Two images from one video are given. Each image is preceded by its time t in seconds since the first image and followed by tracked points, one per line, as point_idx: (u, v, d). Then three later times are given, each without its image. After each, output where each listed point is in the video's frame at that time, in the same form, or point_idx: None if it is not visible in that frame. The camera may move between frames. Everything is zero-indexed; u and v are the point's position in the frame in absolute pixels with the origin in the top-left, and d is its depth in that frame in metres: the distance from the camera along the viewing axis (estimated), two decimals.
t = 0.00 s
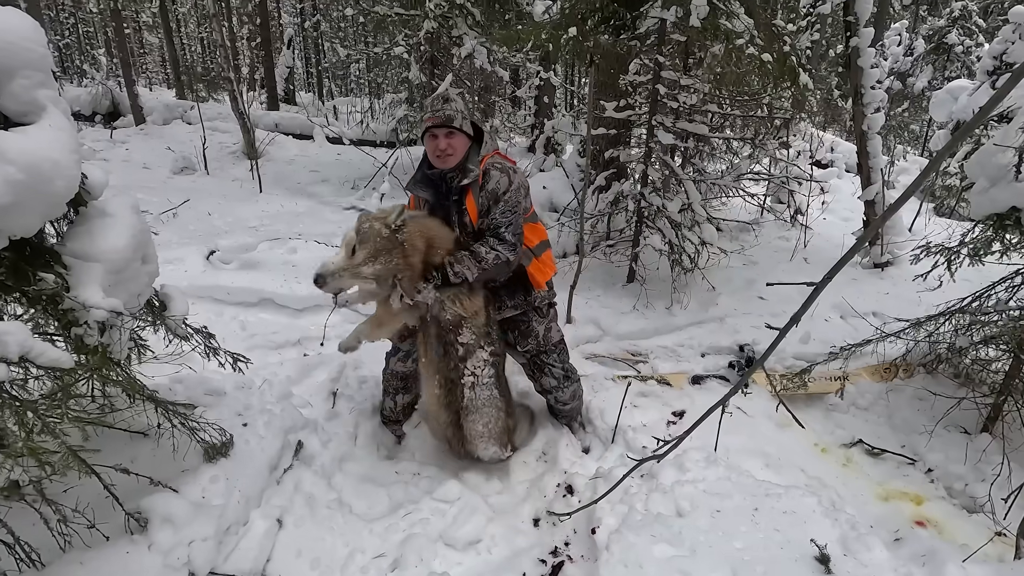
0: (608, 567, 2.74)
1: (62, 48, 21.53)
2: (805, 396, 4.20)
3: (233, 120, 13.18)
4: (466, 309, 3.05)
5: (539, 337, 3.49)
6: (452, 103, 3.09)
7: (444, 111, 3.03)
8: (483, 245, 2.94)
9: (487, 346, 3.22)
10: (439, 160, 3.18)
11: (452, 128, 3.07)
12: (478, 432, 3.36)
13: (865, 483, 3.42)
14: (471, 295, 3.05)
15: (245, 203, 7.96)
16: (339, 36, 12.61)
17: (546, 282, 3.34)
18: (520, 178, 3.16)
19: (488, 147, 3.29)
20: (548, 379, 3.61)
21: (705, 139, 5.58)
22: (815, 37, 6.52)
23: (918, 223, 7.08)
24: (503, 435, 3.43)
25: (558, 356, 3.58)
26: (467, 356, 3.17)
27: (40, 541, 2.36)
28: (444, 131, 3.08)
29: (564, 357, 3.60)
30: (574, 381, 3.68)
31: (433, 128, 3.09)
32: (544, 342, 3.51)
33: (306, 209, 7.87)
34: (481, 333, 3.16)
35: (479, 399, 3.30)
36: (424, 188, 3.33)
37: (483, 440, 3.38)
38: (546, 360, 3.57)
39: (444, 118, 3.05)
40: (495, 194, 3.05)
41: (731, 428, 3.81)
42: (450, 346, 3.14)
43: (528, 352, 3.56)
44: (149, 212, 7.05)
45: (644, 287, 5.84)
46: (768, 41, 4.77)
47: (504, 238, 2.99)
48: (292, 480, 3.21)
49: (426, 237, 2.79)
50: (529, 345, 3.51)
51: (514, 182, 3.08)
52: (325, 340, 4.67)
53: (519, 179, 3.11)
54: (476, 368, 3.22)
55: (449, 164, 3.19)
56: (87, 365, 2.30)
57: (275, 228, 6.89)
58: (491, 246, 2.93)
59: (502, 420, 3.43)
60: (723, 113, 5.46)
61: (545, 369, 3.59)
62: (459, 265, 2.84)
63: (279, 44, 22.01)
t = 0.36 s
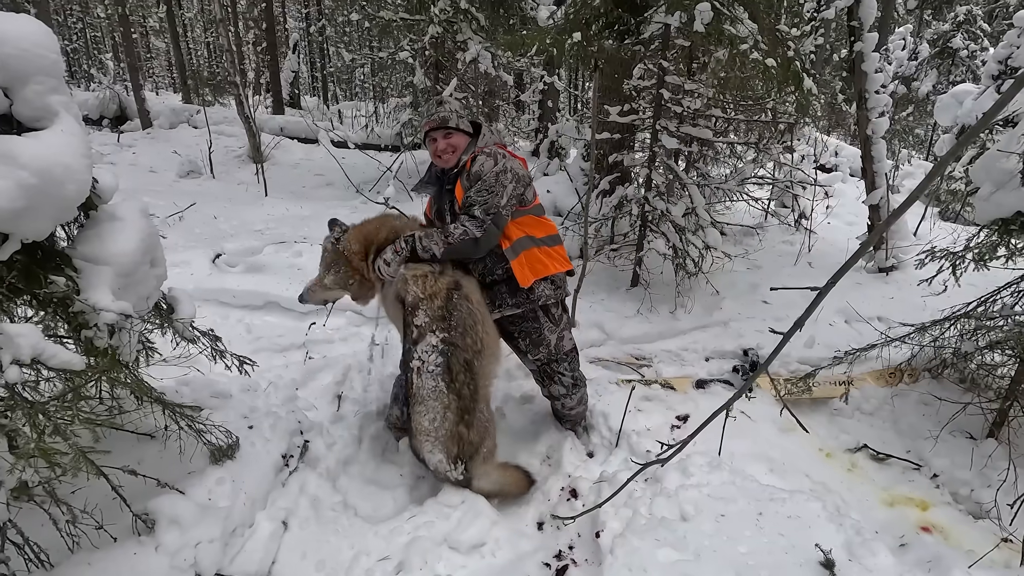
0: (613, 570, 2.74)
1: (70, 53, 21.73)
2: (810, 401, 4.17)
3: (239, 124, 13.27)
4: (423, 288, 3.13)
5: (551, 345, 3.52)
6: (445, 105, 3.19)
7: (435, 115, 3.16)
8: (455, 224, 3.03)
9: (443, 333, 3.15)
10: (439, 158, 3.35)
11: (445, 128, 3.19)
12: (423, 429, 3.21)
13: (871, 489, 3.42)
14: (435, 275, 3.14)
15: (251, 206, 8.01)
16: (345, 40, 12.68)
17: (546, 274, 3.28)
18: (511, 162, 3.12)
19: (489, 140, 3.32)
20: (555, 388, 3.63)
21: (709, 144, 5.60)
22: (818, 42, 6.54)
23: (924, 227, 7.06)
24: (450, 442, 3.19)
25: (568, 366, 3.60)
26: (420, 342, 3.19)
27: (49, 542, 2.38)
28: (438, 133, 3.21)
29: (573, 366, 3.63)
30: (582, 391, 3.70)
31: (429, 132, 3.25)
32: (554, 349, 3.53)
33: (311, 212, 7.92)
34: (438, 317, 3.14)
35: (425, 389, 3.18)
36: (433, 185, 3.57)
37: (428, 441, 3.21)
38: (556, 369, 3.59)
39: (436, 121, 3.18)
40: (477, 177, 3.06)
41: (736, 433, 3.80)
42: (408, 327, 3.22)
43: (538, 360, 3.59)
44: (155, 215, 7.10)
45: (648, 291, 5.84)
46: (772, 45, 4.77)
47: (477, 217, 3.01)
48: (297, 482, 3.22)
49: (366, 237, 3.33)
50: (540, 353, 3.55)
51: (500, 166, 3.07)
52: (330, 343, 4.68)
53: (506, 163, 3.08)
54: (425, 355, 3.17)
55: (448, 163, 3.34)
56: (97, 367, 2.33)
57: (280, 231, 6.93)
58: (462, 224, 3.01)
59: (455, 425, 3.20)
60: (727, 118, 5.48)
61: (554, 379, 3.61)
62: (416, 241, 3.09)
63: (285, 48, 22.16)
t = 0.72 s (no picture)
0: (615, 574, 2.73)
1: (76, 56, 21.89)
2: (814, 404, 4.18)
3: (243, 127, 13.33)
4: (430, 304, 3.26)
5: (551, 359, 3.50)
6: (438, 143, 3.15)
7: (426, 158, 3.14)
8: (473, 249, 3.08)
9: (443, 352, 3.25)
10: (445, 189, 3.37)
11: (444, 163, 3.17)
12: (408, 440, 3.27)
13: (875, 493, 3.40)
14: (446, 295, 3.28)
15: (255, 208, 8.04)
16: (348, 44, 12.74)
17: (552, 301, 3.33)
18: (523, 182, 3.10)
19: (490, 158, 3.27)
20: (555, 403, 3.59)
21: (712, 147, 5.60)
22: (822, 45, 6.54)
23: (928, 231, 7.04)
24: (431, 457, 3.22)
25: (568, 381, 3.57)
26: (420, 355, 3.28)
27: (53, 543, 2.39)
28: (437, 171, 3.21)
29: (574, 382, 3.59)
30: (584, 408, 3.64)
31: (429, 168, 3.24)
32: (554, 364, 3.51)
33: (315, 215, 7.94)
34: (440, 336, 3.26)
35: (416, 402, 3.27)
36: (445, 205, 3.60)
37: (411, 451, 3.25)
38: (556, 385, 3.56)
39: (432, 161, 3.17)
40: (493, 202, 3.08)
41: (739, 437, 3.79)
42: (412, 339, 3.34)
43: (538, 373, 3.56)
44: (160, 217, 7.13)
45: (651, 294, 5.84)
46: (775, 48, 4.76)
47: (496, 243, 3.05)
48: (300, 485, 3.22)
49: (394, 236, 3.45)
50: (541, 366, 3.52)
51: (518, 192, 3.06)
52: (333, 346, 4.69)
53: (524, 190, 3.08)
54: (423, 370, 3.26)
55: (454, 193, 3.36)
56: (102, 369, 2.34)
57: (284, 234, 6.95)
58: (480, 250, 3.06)
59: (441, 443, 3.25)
60: (730, 121, 5.47)
61: (554, 394, 3.57)
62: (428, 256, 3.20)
63: (289, 52, 22.28)
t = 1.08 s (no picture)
0: None
1: (81, 59, 22.01)
2: (817, 407, 4.18)
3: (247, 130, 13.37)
4: (466, 326, 3.14)
5: (539, 331, 3.44)
6: (434, 128, 2.88)
7: (425, 145, 2.85)
8: (501, 252, 3.01)
9: (483, 373, 3.26)
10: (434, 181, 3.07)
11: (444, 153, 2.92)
12: (451, 453, 3.28)
13: (879, 497, 3.38)
14: (477, 314, 3.16)
15: (258, 211, 8.06)
16: (352, 47, 12.79)
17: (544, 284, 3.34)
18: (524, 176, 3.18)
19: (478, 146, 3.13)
20: (547, 375, 3.55)
21: (715, 149, 5.59)
22: (825, 48, 6.54)
23: (931, 234, 7.03)
24: (474, 464, 3.31)
25: (558, 350, 3.53)
26: (459, 378, 3.21)
27: (55, 545, 2.40)
28: (435, 161, 2.92)
29: (563, 351, 3.56)
30: (575, 376, 3.62)
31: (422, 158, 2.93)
32: (544, 333, 3.46)
33: (318, 217, 7.96)
34: (478, 357, 3.22)
35: (461, 421, 3.26)
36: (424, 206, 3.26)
37: (452, 461, 3.29)
38: (547, 355, 3.51)
39: (431, 150, 2.89)
40: (504, 197, 3.07)
41: (742, 440, 3.79)
42: (445, 360, 3.21)
43: (527, 347, 3.50)
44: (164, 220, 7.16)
45: (654, 297, 5.84)
46: (778, 51, 4.76)
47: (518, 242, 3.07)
48: (302, 488, 3.22)
49: (438, 252, 2.94)
50: (531, 336, 3.45)
51: (523, 184, 3.13)
52: (335, 348, 4.69)
53: (525, 180, 3.16)
54: (467, 391, 3.23)
55: (446, 187, 3.09)
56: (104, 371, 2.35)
57: (286, 236, 6.97)
58: (507, 252, 3.02)
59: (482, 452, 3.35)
60: (733, 124, 5.47)
61: (546, 365, 3.53)
62: (466, 274, 2.92)
63: (292, 55, 22.37)
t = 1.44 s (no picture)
0: None
1: (85, 60, 22.12)
2: (819, 409, 4.17)
3: (249, 131, 13.42)
4: (504, 343, 3.13)
5: (543, 324, 3.49)
6: (519, 202, 2.87)
7: (512, 218, 2.84)
8: (534, 284, 3.19)
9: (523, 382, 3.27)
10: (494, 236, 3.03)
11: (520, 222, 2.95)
12: (504, 464, 3.26)
13: (881, 500, 3.37)
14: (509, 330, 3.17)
15: (260, 212, 8.08)
16: (354, 48, 12.82)
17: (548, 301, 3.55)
18: (549, 215, 3.39)
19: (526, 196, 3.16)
20: (550, 367, 3.55)
21: (717, 151, 5.59)
22: (827, 49, 6.55)
23: (933, 236, 7.02)
24: (523, 471, 3.34)
25: (559, 342, 3.59)
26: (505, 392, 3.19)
27: (58, 545, 2.40)
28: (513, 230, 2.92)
29: (563, 343, 3.62)
30: (575, 367, 3.65)
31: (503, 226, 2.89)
32: (547, 326, 3.51)
33: (320, 219, 7.98)
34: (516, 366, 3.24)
35: (513, 430, 3.25)
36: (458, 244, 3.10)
37: (503, 470, 3.26)
38: (552, 349, 3.55)
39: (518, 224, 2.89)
40: (539, 238, 3.25)
41: (744, 442, 3.78)
42: (486, 378, 3.18)
43: (531, 341, 3.50)
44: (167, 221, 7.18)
45: (655, 298, 5.84)
46: (780, 52, 4.75)
47: (545, 275, 3.29)
48: (304, 489, 3.23)
49: (476, 292, 2.83)
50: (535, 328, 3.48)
51: (550, 225, 3.34)
52: (337, 349, 4.70)
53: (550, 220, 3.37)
54: (514, 402, 3.22)
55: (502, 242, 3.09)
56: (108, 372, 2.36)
57: (289, 237, 6.99)
58: (539, 284, 3.23)
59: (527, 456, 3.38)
60: (735, 126, 5.47)
61: (549, 357, 3.54)
62: (505, 302, 2.96)
63: (296, 57, 22.44)
